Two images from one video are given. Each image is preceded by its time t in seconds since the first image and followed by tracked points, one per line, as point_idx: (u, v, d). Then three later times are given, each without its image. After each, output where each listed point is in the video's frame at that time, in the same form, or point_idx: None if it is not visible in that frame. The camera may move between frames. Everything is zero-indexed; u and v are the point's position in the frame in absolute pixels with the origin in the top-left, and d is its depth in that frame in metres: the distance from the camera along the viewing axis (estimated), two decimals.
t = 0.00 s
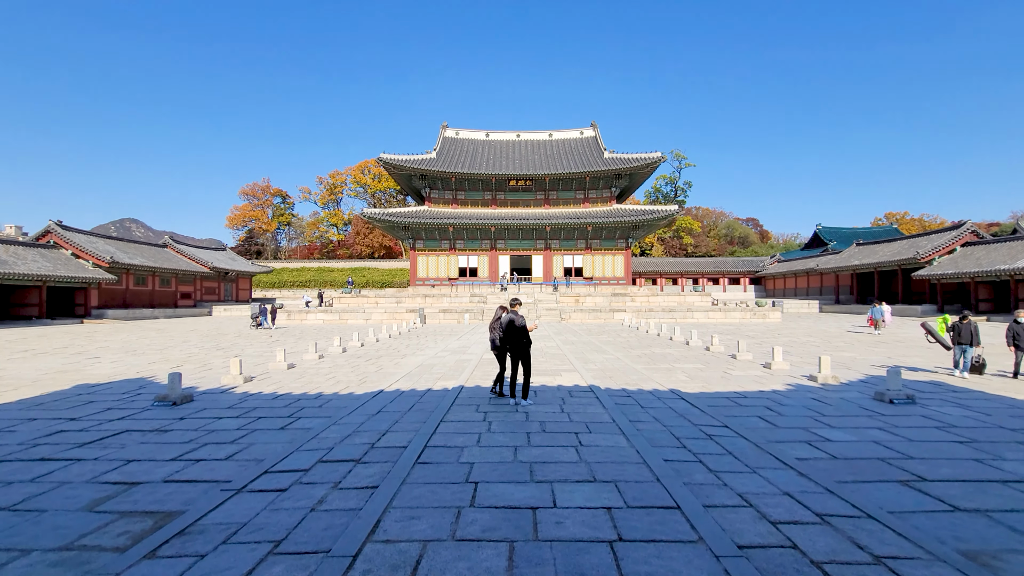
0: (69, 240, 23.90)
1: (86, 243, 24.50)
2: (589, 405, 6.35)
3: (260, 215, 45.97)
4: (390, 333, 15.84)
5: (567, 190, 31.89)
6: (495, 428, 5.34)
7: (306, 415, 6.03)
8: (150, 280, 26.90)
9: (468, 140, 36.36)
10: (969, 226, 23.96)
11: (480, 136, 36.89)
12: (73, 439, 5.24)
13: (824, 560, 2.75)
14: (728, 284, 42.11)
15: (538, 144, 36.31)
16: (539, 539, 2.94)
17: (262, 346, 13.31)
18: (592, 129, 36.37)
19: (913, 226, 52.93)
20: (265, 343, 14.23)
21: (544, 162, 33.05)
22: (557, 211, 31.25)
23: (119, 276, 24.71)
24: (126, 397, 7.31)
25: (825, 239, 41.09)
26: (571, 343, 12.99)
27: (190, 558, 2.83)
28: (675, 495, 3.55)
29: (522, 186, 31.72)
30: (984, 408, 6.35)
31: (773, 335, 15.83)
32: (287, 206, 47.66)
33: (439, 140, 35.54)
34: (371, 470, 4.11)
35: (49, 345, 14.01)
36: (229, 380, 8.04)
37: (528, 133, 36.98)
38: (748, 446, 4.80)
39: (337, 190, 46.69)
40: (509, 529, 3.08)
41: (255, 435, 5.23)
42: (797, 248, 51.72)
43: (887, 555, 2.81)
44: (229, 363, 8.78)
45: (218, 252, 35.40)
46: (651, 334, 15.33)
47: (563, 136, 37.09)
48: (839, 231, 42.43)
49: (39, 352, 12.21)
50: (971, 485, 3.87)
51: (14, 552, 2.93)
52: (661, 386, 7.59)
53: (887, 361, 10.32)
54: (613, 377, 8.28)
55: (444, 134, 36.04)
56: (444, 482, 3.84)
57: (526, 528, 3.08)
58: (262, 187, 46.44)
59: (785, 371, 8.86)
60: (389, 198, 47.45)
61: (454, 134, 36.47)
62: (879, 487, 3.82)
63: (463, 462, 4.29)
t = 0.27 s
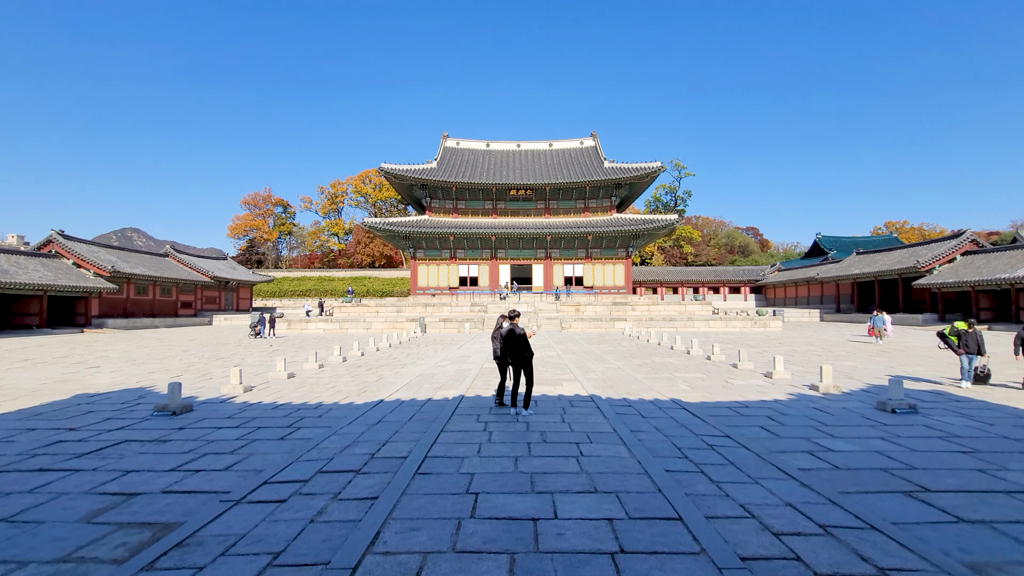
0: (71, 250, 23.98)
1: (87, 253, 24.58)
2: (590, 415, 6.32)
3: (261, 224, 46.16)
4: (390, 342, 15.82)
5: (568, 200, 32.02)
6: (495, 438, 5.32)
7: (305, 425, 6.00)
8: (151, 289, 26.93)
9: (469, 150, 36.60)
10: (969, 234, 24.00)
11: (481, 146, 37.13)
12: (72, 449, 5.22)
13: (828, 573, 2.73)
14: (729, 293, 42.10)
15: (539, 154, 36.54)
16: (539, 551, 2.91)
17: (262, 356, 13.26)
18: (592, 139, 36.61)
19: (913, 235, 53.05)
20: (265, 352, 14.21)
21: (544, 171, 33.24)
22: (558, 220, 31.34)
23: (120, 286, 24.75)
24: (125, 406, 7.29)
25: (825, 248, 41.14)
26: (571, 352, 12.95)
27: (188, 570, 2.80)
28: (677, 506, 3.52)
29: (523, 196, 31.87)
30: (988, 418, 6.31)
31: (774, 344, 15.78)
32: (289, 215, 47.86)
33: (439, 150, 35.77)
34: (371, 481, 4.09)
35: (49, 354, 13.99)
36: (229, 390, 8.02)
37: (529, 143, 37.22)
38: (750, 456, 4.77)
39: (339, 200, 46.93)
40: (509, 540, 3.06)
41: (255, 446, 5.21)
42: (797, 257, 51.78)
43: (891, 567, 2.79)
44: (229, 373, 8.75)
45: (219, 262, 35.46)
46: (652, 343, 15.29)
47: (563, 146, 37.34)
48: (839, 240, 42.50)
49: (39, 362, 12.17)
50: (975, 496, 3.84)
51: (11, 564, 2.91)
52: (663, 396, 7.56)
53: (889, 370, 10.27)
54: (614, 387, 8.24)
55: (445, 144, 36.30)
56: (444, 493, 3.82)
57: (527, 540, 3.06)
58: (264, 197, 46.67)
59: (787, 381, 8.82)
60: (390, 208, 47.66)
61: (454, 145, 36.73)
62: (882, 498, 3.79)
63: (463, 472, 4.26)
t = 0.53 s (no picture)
0: (72, 260, 24.04)
1: (89, 263, 24.64)
2: (591, 425, 6.30)
3: (262, 234, 46.34)
4: (390, 352, 15.79)
5: (568, 209, 32.14)
6: (496, 449, 5.29)
7: (305, 436, 5.97)
8: (151, 299, 26.96)
9: (470, 161, 36.83)
10: (968, 244, 24.04)
11: (481, 156, 37.38)
12: (70, 460, 5.19)
13: None
14: (729, 302, 42.08)
15: (539, 164, 36.76)
16: (540, 564, 2.89)
17: (262, 366, 13.23)
18: (592, 150, 36.86)
19: (912, 244, 53.18)
20: (265, 362, 14.17)
21: (544, 182, 33.41)
22: (558, 230, 31.45)
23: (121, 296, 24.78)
24: (124, 417, 7.26)
25: (825, 257, 41.20)
26: (572, 362, 12.91)
27: None
28: (679, 518, 3.49)
29: (523, 206, 32.01)
30: (991, 429, 6.27)
31: (775, 353, 15.74)
32: (290, 225, 48.04)
33: (440, 160, 35.99)
34: (371, 493, 4.06)
35: (49, 364, 13.97)
36: (228, 400, 7.99)
37: (529, 154, 37.48)
38: (752, 467, 4.74)
39: (340, 210, 47.14)
40: (510, 553, 3.04)
41: (255, 457, 5.18)
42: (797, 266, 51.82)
43: None
44: (229, 383, 8.72)
45: (220, 271, 35.51)
46: (653, 353, 15.25)
47: (563, 156, 37.58)
48: (839, 249, 42.58)
49: (38, 372, 12.14)
50: (980, 508, 3.80)
51: None
52: (664, 406, 7.52)
53: (891, 381, 10.22)
54: (615, 398, 8.21)
55: (445, 154, 36.56)
56: (444, 504, 3.80)
57: (528, 552, 3.04)
58: (265, 207, 46.89)
59: (788, 391, 8.78)
60: (391, 218, 47.87)
61: (455, 155, 36.97)
62: (886, 509, 3.76)
63: (464, 484, 4.24)
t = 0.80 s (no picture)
0: (73, 269, 24.08)
1: (90, 272, 24.70)
2: (591, 435, 6.27)
3: (263, 244, 46.49)
4: (390, 361, 15.74)
5: (569, 219, 32.27)
6: (496, 459, 5.26)
7: (304, 446, 5.94)
8: (152, 309, 26.97)
9: (470, 171, 37.05)
10: (968, 253, 24.05)
11: (482, 166, 37.61)
12: (69, 470, 5.16)
13: None
14: (730, 311, 42.04)
15: (539, 174, 36.97)
16: None
17: (262, 375, 13.20)
18: (592, 160, 37.09)
19: (912, 254, 53.26)
20: (265, 372, 14.13)
21: (544, 191, 33.58)
22: (558, 239, 31.54)
23: (121, 305, 24.80)
24: (123, 427, 7.23)
25: (825, 266, 41.22)
26: (573, 372, 12.87)
27: None
28: (681, 529, 3.47)
29: (524, 215, 32.14)
30: (994, 438, 6.24)
31: (777, 363, 15.69)
32: (291, 234, 48.21)
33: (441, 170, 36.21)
34: (370, 504, 4.04)
35: (48, 374, 13.93)
36: (228, 410, 7.96)
37: (529, 164, 37.71)
38: (754, 478, 4.71)
39: (341, 220, 47.35)
40: (511, 565, 3.02)
41: (254, 467, 5.15)
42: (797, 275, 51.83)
43: None
44: (228, 393, 8.69)
45: (220, 281, 35.56)
46: (654, 362, 15.21)
47: (563, 166, 37.80)
48: (839, 259, 42.63)
49: (37, 382, 12.12)
50: (984, 519, 3.77)
51: None
52: (665, 416, 7.49)
53: (893, 390, 10.16)
54: (615, 407, 8.17)
55: (446, 164, 36.79)
56: (444, 516, 3.77)
57: (528, 564, 3.02)
58: (267, 217, 47.09)
59: (790, 401, 8.73)
60: (392, 228, 48.05)
61: (456, 165, 37.20)
62: (890, 521, 3.73)
63: (464, 494, 4.21)
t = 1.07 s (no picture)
0: (74, 278, 24.12)
1: (91, 281, 24.75)
2: (592, 445, 6.23)
3: (264, 252, 46.60)
4: (391, 370, 15.69)
5: (569, 227, 32.35)
6: (496, 469, 5.23)
7: (305, 455, 5.92)
8: (153, 317, 26.96)
9: (471, 180, 37.20)
10: (969, 261, 24.05)
11: (483, 175, 37.76)
12: (68, 480, 5.14)
13: None
14: (731, 320, 41.98)
15: (540, 183, 37.11)
16: None
17: (262, 384, 13.16)
18: (592, 169, 37.26)
19: (913, 262, 53.24)
20: (265, 381, 14.09)
21: (545, 200, 33.69)
22: (559, 248, 31.58)
23: (122, 313, 24.81)
24: (123, 436, 7.20)
25: (826, 274, 41.21)
26: (574, 381, 12.83)
27: None
28: (683, 540, 3.44)
29: (524, 224, 32.23)
30: (998, 448, 6.20)
31: (778, 371, 15.63)
32: (292, 243, 48.34)
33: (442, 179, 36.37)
34: (370, 514, 4.02)
35: (48, 383, 13.90)
36: (228, 419, 7.94)
37: (530, 173, 37.86)
38: (757, 488, 4.68)
39: (342, 229, 47.49)
40: None
41: (254, 477, 5.13)
42: (799, 284, 51.80)
43: None
44: (228, 402, 8.67)
45: (221, 289, 35.60)
46: (655, 371, 15.15)
47: (564, 175, 37.96)
48: (839, 267, 42.63)
49: (37, 391, 12.10)
50: (990, 529, 3.74)
51: None
52: (666, 425, 7.45)
53: (895, 399, 10.12)
54: (617, 416, 8.13)
55: (447, 173, 36.95)
56: (445, 526, 3.75)
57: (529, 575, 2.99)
58: (268, 225, 47.26)
59: (792, 410, 8.69)
60: (393, 236, 48.17)
61: (457, 174, 37.37)
62: (894, 531, 3.70)
63: (464, 504, 4.19)
